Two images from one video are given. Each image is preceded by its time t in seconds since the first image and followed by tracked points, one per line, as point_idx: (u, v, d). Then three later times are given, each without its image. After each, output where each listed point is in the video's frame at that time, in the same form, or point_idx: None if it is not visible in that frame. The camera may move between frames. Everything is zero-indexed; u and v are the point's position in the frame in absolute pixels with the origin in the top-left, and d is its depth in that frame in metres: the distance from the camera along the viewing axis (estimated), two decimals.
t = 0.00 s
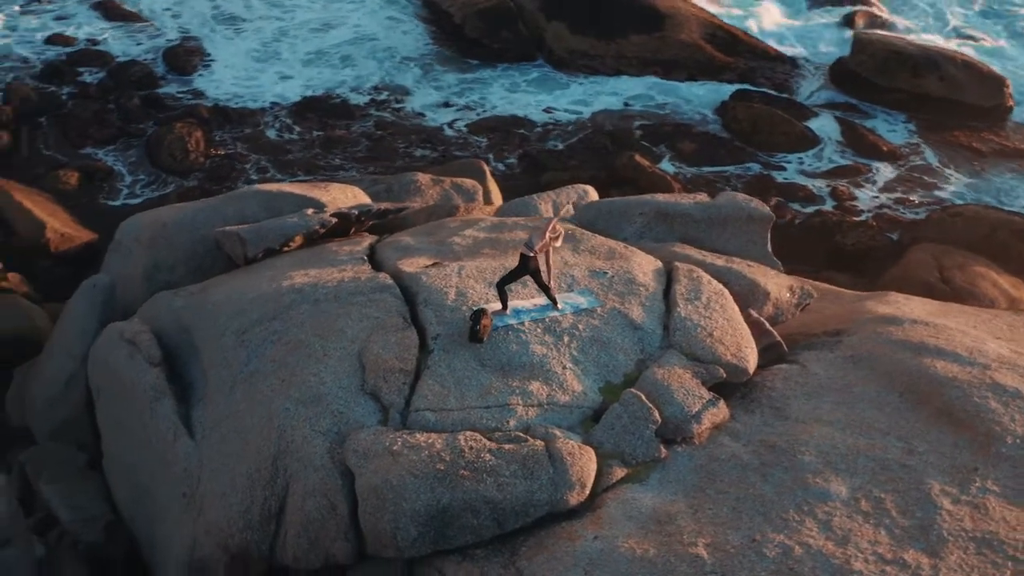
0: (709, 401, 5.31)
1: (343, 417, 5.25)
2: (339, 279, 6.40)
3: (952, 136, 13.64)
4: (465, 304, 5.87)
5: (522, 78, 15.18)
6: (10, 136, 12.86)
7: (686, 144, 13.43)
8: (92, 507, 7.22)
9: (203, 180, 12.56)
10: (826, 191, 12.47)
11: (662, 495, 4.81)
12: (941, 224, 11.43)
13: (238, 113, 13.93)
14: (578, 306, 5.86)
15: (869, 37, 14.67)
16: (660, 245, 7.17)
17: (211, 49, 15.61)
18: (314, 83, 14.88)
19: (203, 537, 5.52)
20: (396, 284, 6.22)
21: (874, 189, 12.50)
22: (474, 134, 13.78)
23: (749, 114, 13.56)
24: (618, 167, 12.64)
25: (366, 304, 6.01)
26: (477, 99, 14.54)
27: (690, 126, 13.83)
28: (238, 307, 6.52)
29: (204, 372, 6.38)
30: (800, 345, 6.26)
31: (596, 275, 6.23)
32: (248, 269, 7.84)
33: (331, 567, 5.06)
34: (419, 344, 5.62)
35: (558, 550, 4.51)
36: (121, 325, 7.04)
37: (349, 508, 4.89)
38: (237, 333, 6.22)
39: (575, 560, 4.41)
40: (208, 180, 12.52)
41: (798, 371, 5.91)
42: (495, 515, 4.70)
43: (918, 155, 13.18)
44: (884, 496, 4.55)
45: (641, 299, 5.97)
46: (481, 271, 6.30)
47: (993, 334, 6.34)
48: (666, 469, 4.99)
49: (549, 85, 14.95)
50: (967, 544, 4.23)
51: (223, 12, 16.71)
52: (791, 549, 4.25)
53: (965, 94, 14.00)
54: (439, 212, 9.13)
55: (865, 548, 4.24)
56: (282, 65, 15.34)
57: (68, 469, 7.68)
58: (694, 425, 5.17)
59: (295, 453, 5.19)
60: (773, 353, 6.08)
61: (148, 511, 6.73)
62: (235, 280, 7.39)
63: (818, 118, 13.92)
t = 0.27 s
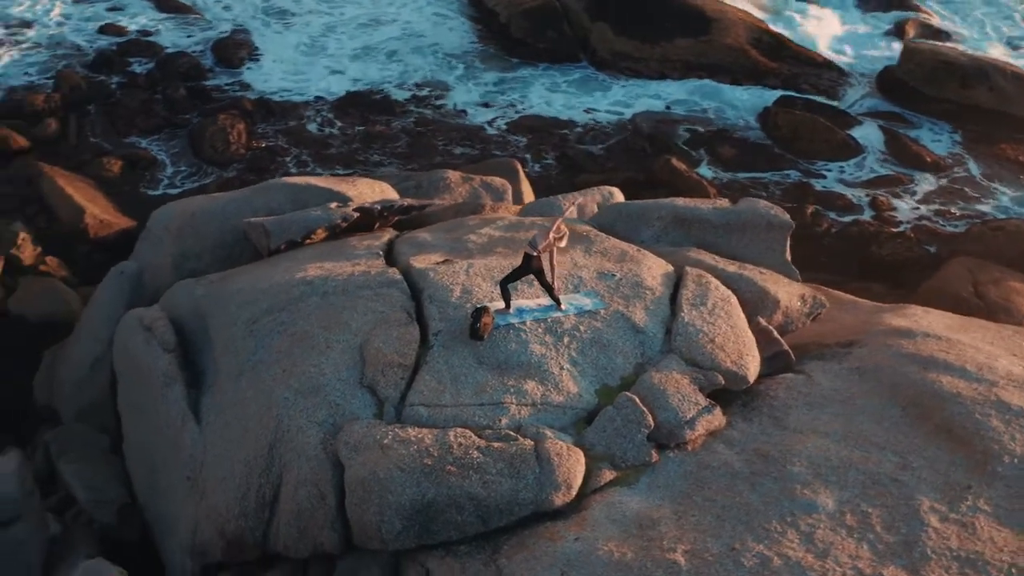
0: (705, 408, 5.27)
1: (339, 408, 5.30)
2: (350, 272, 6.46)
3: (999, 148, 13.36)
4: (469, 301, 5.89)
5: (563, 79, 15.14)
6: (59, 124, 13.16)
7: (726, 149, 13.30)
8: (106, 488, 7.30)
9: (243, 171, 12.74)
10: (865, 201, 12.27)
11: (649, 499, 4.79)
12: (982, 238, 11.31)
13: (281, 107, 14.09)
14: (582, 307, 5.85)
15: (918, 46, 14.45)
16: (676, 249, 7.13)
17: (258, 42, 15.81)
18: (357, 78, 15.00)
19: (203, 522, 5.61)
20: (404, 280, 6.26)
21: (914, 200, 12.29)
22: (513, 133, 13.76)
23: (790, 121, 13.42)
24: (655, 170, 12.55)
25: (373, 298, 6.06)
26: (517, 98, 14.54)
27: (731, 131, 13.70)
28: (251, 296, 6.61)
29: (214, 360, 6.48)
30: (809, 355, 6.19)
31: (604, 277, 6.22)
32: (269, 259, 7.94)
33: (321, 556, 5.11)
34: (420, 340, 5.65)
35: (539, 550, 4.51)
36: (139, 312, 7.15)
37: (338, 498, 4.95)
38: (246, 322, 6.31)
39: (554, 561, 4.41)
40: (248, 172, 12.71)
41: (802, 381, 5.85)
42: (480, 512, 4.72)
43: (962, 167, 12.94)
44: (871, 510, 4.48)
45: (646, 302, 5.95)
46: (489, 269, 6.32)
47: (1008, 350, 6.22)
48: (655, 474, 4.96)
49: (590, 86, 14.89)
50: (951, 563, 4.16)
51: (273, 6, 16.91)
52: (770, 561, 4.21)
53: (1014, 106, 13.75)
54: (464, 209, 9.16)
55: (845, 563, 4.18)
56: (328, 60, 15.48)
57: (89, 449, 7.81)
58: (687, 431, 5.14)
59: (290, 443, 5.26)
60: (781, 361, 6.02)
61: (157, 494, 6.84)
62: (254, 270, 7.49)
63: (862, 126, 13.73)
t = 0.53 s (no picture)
0: (700, 413, 5.24)
1: (336, 401, 5.35)
2: (359, 267, 6.50)
3: None
4: (473, 299, 5.91)
5: (598, 80, 15.09)
6: (99, 114, 13.40)
7: (759, 154, 13.17)
8: (120, 471, 7.37)
9: (276, 165, 12.89)
10: (899, 210, 12.10)
11: (637, 503, 4.77)
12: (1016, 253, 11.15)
13: (317, 102, 14.21)
14: (585, 308, 5.84)
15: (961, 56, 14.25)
16: (689, 253, 7.08)
17: (298, 38, 15.96)
18: (393, 75, 15.09)
19: (204, 509, 5.70)
20: (412, 276, 6.30)
21: (949, 211, 12.09)
22: (546, 133, 13.72)
23: (826, 128, 13.27)
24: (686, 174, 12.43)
25: (378, 292, 6.10)
26: (552, 98, 14.51)
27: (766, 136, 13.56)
28: (262, 288, 6.68)
29: (224, 349, 6.56)
30: (816, 363, 6.13)
31: (611, 279, 6.20)
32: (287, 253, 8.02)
33: (312, 546, 5.16)
34: (421, 336, 5.68)
35: (521, 549, 4.51)
36: (155, 300, 7.24)
37: (330, 490, 4.99)
38: (255, 313, 6.38)
39: (535, 560, 4.41)
40: (280, 166, 12.85)
41: (805, 390, 5.79)
42: (466, 509, 4.73)
43: (1000, 178, 12.71)
44: (858, 522, 4.43)
45: (650, 305, 5.92)
46: (496, 268, 6.33)
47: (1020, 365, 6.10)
48: (646, 477, 4.94)
49: (625, 87, 14.81)
50: None
51: (315, 2, 17.06)
52: (750, 569, 4.18)
53: None
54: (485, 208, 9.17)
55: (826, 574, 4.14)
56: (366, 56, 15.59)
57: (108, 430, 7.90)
58: (681, 435, 5.11)
59: (286, 433, 5.31)
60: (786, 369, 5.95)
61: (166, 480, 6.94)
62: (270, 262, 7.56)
63: (900, 135, 13.54)
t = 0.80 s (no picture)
0: (695, 417, 5.21)
1: (333, 395, 5.39)
2: (367, 262, 6.54)
3: None
4: (475, 297, 5.92)
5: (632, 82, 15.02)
6: (137, 106, 13.62)
7: (792, 159, 13.01)
8: (133, 457, 7.45)
9: (307, 160, 13.03)
10: (931, 220, 11.92)
11: (623, 505, 4.76)
12: None
13: (351, 98, 14.30)
14: (587, 309, 5.83)
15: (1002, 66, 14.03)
16: (700, 258, 7.04)
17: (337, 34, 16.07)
18: (428, 73, 15.14)
19: (205, 497, 5.78)
20: (418, 273, 6.32)
21: (983, 222, 11.89)
22: (577, 134, 13.68)
23: (862, 135, 13.11)
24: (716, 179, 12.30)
25: (383, 288, 6.13)
26: (584, 98, 14.46)
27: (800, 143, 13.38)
28: (273, 281, 6.75)
29: (232, 340, 6.64)
30: (821, 373, 6.06)
31: (616, 282, 6.18)
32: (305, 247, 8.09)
33: (304, 537, 5.20)
34: (421, 333, 5.71)
35: (503, 547, 4.52)
36: (172, 290, 7.32)
37: (322, 482, 5.04)
38: (263, 305, 6.45)
39: (516, 559, 4.42)
40: (311, 161, 12.99)
41: (807, 399, 5.72)
42: (453, 505, 4.75)
43: None
44: (843, 533, 4.39)
45: (653, 308, 5.90)
46: (502, 267, 6.33)
47: None
48: (635, 481, 4.93)
49: (658, 90, 14.73)
50: None
51: None
52: None
53: None
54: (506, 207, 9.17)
55: None
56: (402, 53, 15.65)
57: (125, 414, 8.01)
58: (673, 440, 5.09)
59: (283, 425, 5.37)
60: (789, 377, 5.88)
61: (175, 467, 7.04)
62: (285, 255, 7.63)
63: (937, 144, 13.33)
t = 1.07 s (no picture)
0: (687, 422, 5.19)
1: (330, 386, 5.44)
2: (377, 257, 6.59)
3: None
4: (478, 294, 5.94)
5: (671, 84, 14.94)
6: (181, 97, 13.85)
7: (830, 166, 12.81)
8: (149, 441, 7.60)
9: (344, 156, 13.17)
10: (969, 233, 11.71)
11: (608, 507, 4.75)
12: None
13: (391, 94, 14.37)
14: (588, 309, 5.82)
15: None
16: (714, 263, 6.99)
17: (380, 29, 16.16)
18: (469, 70, 15.18)
19: (206, 482, 5.88)
20: (425, 268, 6.36)
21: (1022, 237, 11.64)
22: (614, 136, 13.62)
23: (902, 145, 12.90)
24: (751, 185, 12.17)
25: (389, 282, 6.17)
26: (621, 100, 14.40)
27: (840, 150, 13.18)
28: (285, 272, 6.82)
29: (243, 329, 6.73)
30: (826, 383, 5.99)
31: (621, 283, 6.16)
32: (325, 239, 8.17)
33: (295, 525, 5.27)
34: (422, 328, 5.74)
35: (483, 544, 4.54)
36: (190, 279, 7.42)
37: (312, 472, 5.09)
38: (273, 295, 6.53)
39: (493, 556, 4.44)
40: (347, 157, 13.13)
41: (808, 408, 5.66)
42: (438, 500, 4.78)
43: None
44: (823, 547, 4.36)
45: (655, 311, 5.87)
46: (510, 266, 6.34)
47: None
48: (622, 483, 4.91)
49: (696, 93, 14.62)
50: None
51: None
52: None
53: None
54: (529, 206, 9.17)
55: None
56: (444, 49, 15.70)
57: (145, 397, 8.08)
58: (664, 443, 5.07)
59: (280, 414, 5.44)
60: (793, 386, 5.82)
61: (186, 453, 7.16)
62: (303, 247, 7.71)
63: (980, 156, 13.08)
